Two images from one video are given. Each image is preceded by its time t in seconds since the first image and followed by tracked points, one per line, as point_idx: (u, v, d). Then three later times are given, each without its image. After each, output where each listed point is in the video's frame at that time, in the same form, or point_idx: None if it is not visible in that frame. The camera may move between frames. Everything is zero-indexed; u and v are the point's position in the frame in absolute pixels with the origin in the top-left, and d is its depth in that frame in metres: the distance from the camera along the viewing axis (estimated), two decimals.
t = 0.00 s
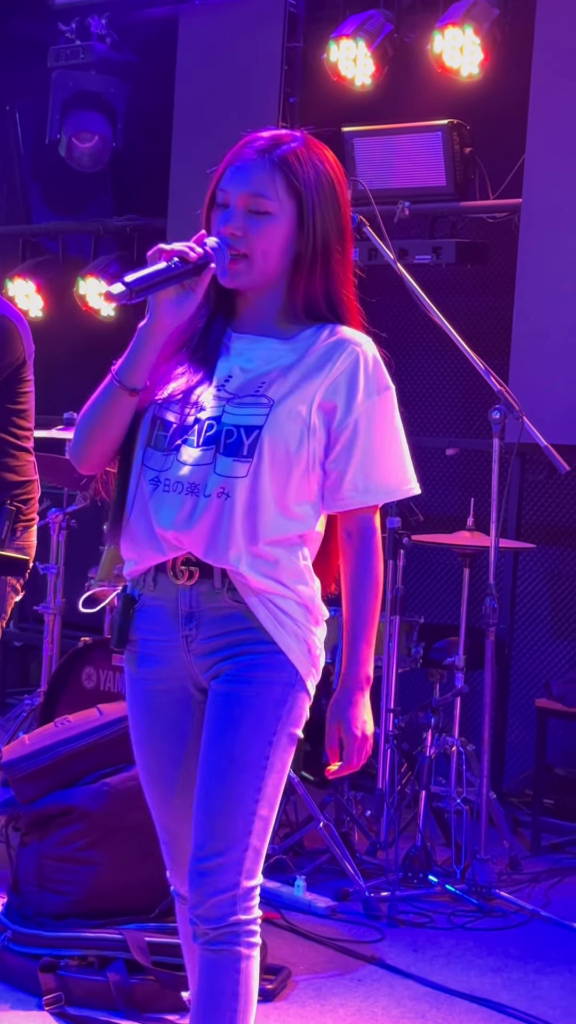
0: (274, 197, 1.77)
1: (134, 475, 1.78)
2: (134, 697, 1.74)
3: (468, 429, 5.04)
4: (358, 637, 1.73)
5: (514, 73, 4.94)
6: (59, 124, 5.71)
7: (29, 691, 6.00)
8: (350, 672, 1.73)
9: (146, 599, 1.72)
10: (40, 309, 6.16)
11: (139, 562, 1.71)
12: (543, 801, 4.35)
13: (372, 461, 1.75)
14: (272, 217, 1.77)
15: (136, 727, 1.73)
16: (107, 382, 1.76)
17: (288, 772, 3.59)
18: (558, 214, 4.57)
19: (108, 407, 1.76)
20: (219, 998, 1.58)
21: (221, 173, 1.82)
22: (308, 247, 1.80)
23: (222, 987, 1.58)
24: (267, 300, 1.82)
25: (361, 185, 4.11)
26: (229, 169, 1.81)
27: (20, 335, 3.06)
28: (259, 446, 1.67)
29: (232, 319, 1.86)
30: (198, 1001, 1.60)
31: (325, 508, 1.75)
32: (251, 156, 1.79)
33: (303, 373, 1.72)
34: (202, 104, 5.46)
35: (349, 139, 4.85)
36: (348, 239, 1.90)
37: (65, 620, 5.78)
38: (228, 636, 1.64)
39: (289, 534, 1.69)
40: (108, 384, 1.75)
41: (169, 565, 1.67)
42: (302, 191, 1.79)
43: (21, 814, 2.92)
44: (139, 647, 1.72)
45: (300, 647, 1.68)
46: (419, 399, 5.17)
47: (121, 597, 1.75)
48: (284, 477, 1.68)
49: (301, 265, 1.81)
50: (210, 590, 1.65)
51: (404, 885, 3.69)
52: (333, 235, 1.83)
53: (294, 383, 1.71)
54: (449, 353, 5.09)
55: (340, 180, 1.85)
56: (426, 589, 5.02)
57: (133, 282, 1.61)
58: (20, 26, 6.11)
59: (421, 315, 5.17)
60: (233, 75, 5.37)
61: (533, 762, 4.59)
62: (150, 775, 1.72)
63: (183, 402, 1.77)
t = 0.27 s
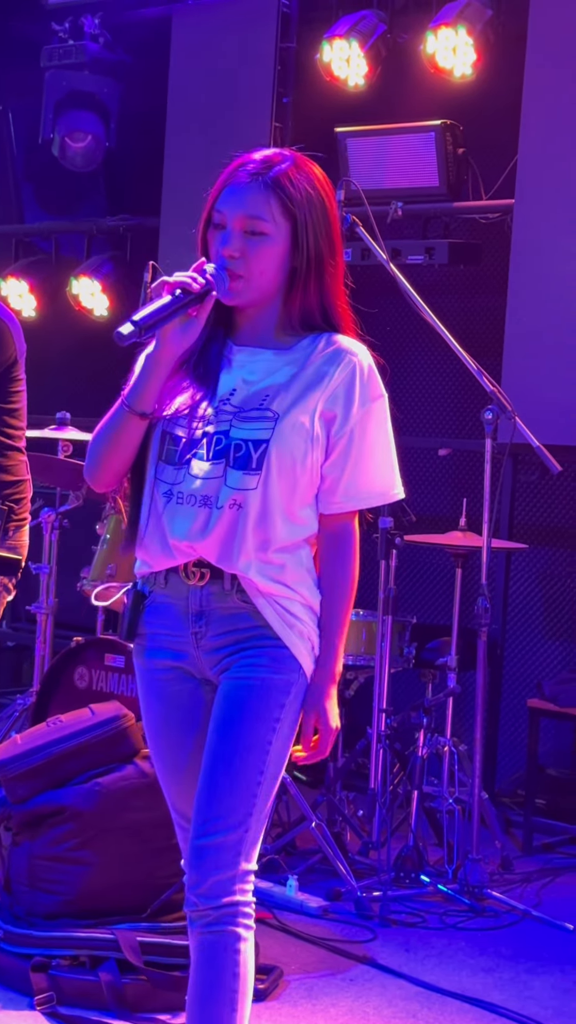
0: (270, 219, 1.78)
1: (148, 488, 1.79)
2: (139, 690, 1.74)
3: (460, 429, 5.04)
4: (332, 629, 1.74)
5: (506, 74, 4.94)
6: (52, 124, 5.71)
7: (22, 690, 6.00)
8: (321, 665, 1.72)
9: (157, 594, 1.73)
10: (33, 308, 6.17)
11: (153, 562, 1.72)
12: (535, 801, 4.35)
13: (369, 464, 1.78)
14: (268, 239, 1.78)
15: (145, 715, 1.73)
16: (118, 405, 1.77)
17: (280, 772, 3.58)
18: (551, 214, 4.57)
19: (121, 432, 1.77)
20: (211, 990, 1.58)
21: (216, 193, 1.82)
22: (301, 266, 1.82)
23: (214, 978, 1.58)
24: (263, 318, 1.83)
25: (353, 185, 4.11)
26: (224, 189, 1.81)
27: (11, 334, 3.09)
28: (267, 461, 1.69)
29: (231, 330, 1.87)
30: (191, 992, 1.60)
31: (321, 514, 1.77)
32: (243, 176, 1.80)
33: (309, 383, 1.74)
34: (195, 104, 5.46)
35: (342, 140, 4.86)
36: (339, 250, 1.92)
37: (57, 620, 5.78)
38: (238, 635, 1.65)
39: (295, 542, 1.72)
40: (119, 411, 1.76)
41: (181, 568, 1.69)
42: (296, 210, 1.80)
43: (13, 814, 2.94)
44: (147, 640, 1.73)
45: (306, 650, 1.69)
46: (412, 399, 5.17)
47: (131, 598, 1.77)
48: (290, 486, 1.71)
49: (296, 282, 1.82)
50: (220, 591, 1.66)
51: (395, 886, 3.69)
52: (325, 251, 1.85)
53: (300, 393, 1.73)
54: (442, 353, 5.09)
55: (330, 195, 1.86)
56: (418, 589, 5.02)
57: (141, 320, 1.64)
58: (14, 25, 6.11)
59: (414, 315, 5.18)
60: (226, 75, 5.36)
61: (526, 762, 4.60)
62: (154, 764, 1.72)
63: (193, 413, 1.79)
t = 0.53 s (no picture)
0: (264, 223, 1.84)
1: (155, 484, 1.85)
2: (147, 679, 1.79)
3: (452, 429, 5.05)
4: (357, 619, 1.84)
5: (498, 74, 4.95)
6: (44, 124, 5.72)
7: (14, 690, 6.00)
8: (352, 653, 1.83)
9: (160, 586, 1.78)
10: (25, 307, 6.22)
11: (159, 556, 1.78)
12: (527, 800, 4.35)
13: (368, 456, 1.86)
14: (264, 243, 1.84)
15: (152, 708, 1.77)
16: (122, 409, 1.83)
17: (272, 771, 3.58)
18: (543, 214, 4.58)
19: (125, 434, 1.83)
20: (236, 974, 1.64)
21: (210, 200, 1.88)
22: (295, 268, 1.89)
23: (240, 962, 1.63)
24: (260, 320, 1.90)
25: (346, 184, 4.11)
26: (218, 196, 1.87)
27: (5, 334, 3.10)
28: (272, 453, 1.75)
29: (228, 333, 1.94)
30: (218, 979, 1.65)
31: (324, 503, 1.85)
32: (236, 184, 1.86)
33: (309, 381, 1.80)
34: (188, 103, 5.46)
35: (335, 139, 4.86)
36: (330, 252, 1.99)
37: (50, 619, 5.78)
38: (240, 623, 1.71)
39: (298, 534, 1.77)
40: (122, 413, 1.82)
41: (187, 560, 1.75)
42: (289, 215, 1.87)
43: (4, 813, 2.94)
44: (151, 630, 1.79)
45: (311, 637, 1.75)
46: (404, 399, 5.17)
47: (134, 588, 1.82)
48: (295, 478, 1.76)
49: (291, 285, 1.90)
50: (226, 582, 1.72)
51: (387, 885, 3.70)
52: (317, 254, 1.92)
53: (300, 390, 1.79)
54: (434, 353, 5.10)
55: (319, 198, 1.93)
56: (411, 588, 5.02)
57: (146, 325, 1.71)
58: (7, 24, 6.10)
59: (406, 315, 5.18)
60: (219, 74, 5.36)
61: (518, 762, 4.61)
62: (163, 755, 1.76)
63: (197, 409, 1.84)
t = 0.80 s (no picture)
0: (266, 229, 1.92)
1: (159, 482, 1.93)
2: (150, 677, 1.88)
3: (446, 428, 5.05)
4: (345, 609, 1.91)
5: (493, 74, 4.95)
6: (38, 123, 5.72)
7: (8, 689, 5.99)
8: (339, 642, 1.90)
9: (164, 586, 1.88)
10: (19, 306, 6.26)
11: (164, 553, 1.87)
12: (521, 799, 4.35)
13: (368, 450, 1.94)
14: (265, 248, 1.92)
15: (162, 708, 1.86)
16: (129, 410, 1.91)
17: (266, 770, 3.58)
18: (537, 214, 4.58)
19: (131, 433, 1.91)
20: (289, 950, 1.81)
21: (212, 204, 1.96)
22: (293, 273, 1.98)
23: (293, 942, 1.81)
24: (259, 321, 1.98)
25: (340, 184, 4.11)
26: (220, 201, 1.95)
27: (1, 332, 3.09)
28: (278, 448, 1.84)
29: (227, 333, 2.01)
30: (273, 958, 1.83)
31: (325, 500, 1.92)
32: (239, 188, 1.94)
33: (310, 378, 1.89)
34: (182, 102, 5.46)
35: (329, 138, 4.86)
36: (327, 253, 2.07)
37: (44, 619, 5.78)
38: (247, 626, 1.81)
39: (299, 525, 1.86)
40: (130, 414, 1.91)
41: (194, 558, 1.84)
42: (289, 220, 1.95)
43: None
44: (153, 629, 1.88)
45: (312, 629, 1.84)
46: (398, 398, 5.17)
47: (137, 587, 1.91)
48: (299, 473, 1.85)
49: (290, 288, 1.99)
50: (234, 580, 1.82)
51: (382, 884, 3.70)
52: (315, 256, 2.00)
53: (303, 388, 1.88)
54: (428, 352, 5.10)
55: (317, 203, 2.01)
56: (405, 588, 5.02)
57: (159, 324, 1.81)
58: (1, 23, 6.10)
59: (400, 314, 5.18)
60: (213, 73, 5.36)
61: (512, 761, 4.61)
62: (170, 755, 1.86)
63: (199, 410, 1.93)
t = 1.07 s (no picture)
0: (279, 235, 1.95)
1: (176, 480, 1.92)
2: (158, 675, 1.89)
3: (441, 427, 5.05)
4: (338, 601, 1.90)
5: (486, 72, 4.95)
6: (31, 121, 5.71)
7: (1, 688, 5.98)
8: (327, 632, 1.88)
9: (179, 585, 1.89)
10: (13, 306, 6.22)
11: (179, 550, 1.87)
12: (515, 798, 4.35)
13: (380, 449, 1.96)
14: (277, 253, 1.95)
15: (173, 707, 1.87)
16: (146, 410, 1.90)
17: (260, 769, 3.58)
18: (531, 213, 4.58)
19: (148, 434, 1.89)
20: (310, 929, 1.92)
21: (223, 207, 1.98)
22: (305, 275, 2.00)
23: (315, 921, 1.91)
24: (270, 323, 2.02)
25: (334, 182, 4.11)
26: (231, 205, 1.97)
27: None
28: (297, 445, 1.86)
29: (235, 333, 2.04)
30: (295, 941, 1.93)
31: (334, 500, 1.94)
32: (249, 192, 1.96)
33: (324, 378, 1.92)
34: (175, 100, 5.45)
35: (323, 136, 4.86)
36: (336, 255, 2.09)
37: (37, 618, 5.77)
38: (263, 627, 1.84)
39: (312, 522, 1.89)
40: (148, 413, 1.89)
41: (211, 557, 1.86)
42: (301, 225, 1.98)
43: None
44: (164, 626, 1.89)
45: (320, 625, 1.89)
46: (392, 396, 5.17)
47: (149, 586, 1.92)
48: (316, 471, 1.88)
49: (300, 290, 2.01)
50: (252, 578, 1.85)
51: (376, 883, 3.70)
52: (326, 260, 2.02)
53: (319, 386, 1.91)
54: (423, 350, 5.10)
55: (327, 207, 2.04)
56: (399, 586, 5.02)
57: (186, 322, 1.79)
58: None
59: (394, 313, 5.18)
60: (206, 72, 5.35)
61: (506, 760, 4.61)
62: (179, 754, 1.87)
63: (214, 409, 1.93)
